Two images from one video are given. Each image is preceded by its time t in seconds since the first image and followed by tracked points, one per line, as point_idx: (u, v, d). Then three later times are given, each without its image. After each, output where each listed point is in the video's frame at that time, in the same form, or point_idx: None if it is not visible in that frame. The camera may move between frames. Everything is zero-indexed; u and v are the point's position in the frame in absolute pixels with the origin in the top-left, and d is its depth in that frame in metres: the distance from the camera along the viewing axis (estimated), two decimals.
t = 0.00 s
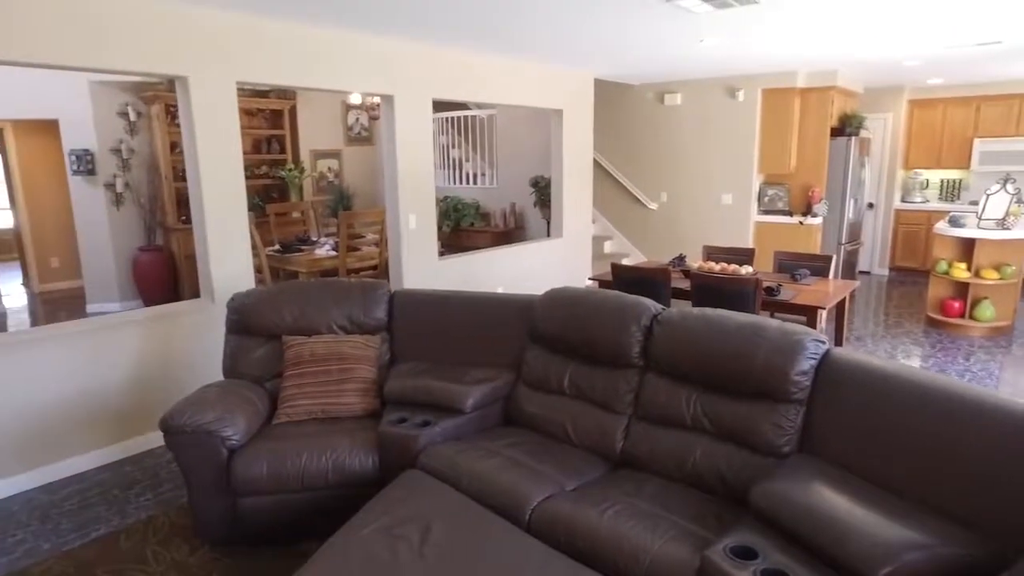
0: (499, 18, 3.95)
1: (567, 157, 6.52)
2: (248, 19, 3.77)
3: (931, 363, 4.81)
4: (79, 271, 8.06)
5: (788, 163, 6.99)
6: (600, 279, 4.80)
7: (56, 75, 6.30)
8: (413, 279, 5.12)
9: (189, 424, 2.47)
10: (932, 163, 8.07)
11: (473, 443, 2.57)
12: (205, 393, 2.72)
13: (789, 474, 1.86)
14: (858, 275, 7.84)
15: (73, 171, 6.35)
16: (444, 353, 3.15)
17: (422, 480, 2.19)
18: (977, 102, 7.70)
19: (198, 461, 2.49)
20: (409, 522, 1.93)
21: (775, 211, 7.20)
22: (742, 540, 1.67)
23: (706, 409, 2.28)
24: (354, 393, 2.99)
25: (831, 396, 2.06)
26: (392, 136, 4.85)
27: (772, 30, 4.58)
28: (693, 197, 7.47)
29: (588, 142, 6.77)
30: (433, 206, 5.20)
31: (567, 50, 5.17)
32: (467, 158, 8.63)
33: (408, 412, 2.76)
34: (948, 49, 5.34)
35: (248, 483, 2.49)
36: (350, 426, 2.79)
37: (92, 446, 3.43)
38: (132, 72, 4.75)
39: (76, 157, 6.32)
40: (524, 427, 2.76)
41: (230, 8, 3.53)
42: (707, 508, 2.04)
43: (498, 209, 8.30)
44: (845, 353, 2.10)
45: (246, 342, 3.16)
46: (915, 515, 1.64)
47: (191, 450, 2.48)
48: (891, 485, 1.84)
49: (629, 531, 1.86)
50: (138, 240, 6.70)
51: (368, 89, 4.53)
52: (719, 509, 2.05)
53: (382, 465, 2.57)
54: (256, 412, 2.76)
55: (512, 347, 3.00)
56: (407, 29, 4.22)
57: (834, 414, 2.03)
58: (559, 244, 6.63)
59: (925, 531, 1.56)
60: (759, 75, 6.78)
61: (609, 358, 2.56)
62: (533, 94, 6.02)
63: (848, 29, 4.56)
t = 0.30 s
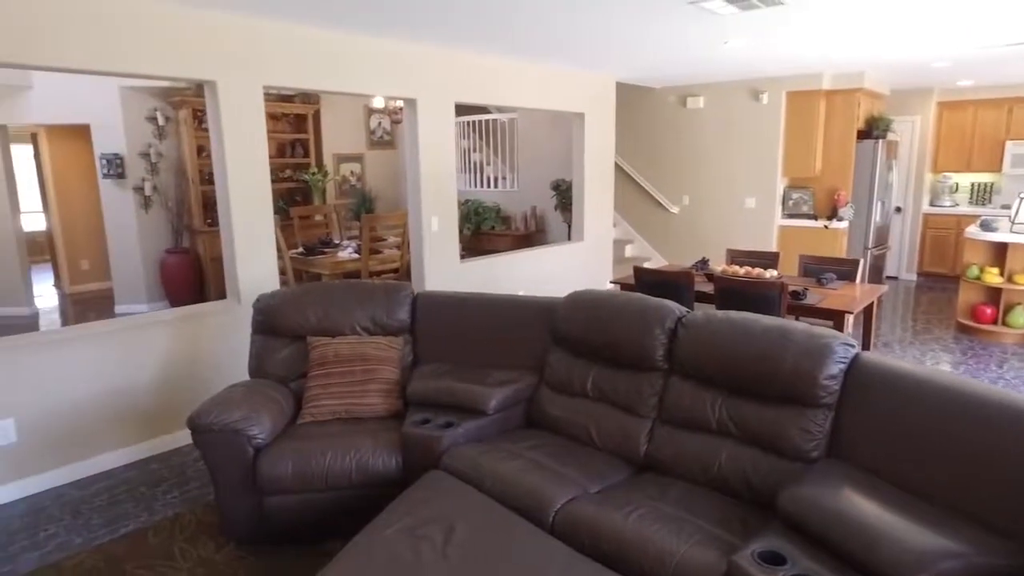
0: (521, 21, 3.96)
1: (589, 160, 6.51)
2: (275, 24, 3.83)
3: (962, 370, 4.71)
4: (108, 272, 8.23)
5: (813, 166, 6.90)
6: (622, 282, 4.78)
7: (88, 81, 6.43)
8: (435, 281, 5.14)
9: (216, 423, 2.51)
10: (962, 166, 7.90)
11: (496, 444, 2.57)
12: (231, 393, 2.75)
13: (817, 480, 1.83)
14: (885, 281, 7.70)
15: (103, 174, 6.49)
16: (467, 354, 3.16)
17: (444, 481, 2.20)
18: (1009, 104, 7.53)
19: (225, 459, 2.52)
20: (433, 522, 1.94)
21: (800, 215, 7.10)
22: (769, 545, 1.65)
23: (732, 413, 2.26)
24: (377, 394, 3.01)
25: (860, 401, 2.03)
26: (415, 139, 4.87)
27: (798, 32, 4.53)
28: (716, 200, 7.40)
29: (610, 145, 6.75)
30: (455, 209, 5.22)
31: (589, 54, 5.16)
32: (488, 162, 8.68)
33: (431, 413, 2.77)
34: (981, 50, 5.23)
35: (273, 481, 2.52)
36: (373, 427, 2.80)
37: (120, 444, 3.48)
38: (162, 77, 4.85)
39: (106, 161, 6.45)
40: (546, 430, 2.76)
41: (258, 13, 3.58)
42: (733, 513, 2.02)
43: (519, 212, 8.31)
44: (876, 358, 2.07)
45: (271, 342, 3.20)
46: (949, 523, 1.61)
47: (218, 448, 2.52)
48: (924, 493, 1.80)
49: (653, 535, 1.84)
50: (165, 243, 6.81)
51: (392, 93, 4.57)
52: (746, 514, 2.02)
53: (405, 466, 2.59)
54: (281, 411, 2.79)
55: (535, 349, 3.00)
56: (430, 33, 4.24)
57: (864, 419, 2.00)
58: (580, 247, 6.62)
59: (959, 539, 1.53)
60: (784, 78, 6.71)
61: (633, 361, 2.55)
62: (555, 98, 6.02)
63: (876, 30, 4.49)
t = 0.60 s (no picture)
0: (545, 25, 3.96)
1: (611, 163, 6.49)
2: (302, 29, 3.88)
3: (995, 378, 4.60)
4: (137, 274, 8.39)
5: (840, 170, 6.80)
6: (645, 286, 4.75)
7: (120, 86, 6.58)
8: (457, 284, 5.16)
9: (244, 421, 2.54)
10: (994, 170, 7.74)
11: (519, 446, 2.57)
12: (258, 392, 2.79)
13: (846, 485, 1.81)
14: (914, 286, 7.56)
15: (134, 178, 6.64)
16: (490, 356, 3.17)
17: (468, 482, 2.21)
18: None
19: (252, 457, 2.56)
20: (457, 522, 1.94)
21: (826, 219, 7.00)
22: (798, 550, 1.63)
23: (759, 417, 2.24)
24: (401, 394, 3.03)
25: (892, 407, 2.00)
26: (438, 142, 4.90)
27: (826, 33, 4.47)
28: (740, 204, 7.33)
29: (632, 148, 6.72)
30: (478, 212, 5.24)
31: (613, 57, 5.15)
32: (510, 166, 8.70)
33: (455, 414, 2.77)
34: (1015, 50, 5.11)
35: (299, 480, 2.54)
36: (396, 427, 2.82)
37: (150, 441, 3.55)
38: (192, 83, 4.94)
39: (137, 165, 6.60)
40: (569, 432, 2.75)
41: (286, 19, 3.64)
42: (761, 518, 2.00)
43: (541, 216, 8.31)
44: (907, 363, 2.04)
45: (297, 343, 3.24)
46: (984, 531, 1.58)
47: (246, 446, 2.55)
48: (957, 501, 1.77)
49: (679, 538, 1.83)
50: (192, 245, 6.92)
51: (416, 97, 4.60)
52: (773, 520, 2.00)
53: (429, 466, 2.60)
54: (307, 411, 2.81)
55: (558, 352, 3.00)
56: (454, 37, 4.26)
57: (895, 425, 1.97)
58: (602, 251, 6.59)
59: (996, 548, 1.50)
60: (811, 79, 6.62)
61: (658, 364, 2.54)
62: (577, 101, 6.01)
63: (905, 31, 4.42)
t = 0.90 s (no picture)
0: (570, 28, 3.96)
1: (636, 166, 6.45)
2: (330, 33, 3.92)
3: None
4: (166, 276, 8.55)
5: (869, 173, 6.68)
6: (670, 288, 4.71)
7: (153, 91, 6.73)
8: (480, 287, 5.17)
9: (272, 419, 2.58)
10: None
11: (543, 447, 2.56)
12: (286, 390, 2.82)
13: (880, 490, 1.77)
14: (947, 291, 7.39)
15: (165, 181, 6.78)
16: (514, 358, 3.17)
17: (493, 482, 2.20)
18: None
19: (279, 455, 2.59)
20: (483, 522, 1.94)
21: (855, 222, 6.88)
22: (830, 555, 1.60)
23: (789, 420, 2.20)
24: (425, 395, 3.04)
25: (926, 411, 1.95)
26: (463, 145, 4.92)
27: (856, 34, 4.40)
28: (766, 207, 7.24)
29: (656, 151, 6.68)
30: (502, 215, 5.24)
31: (638, 60, 5.12)
32: (533, 169, 8.70)
33: (479, 414, 2.77)
34: None
35: (325, 478, 2.56)
36: (421, 427, 2.83)
37: (179, 439, 3.61)
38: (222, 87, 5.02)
39: (168, 168, 6.74)
40: (593, 434, 2.73)
41: (314, 23, 3.68)
42: (791, 523, 1.96)
43: (564, 219, 8.29)
44: (943, 366, 2.00)
45: (323, 343, 3.27)
46: None
47: (273, 444, 2.58)
48: (996, 508, 1.72)
49: (707, 542, 1.81)
50: (220, 246, 7.03)
51: (441, 100, 4.62)
52: (803, 525, 1.97)
53: (453, 466, 2.60)
54: (333, 410, 2.84)
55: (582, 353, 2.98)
56: (479, 40, 4.27)
57: (930, 430, 1.93)
58: (626, 254, 6.55)
59: None
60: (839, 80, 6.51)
61: (685, 366, 2.51)
62: (601, 104, 5.98)
63: (939, 31, 4.33)
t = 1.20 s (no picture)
0: (593, 30, 3.95)
1: (660, 170, 6.41)
2: (357, 37, 3.96)
3: None
4: (195, 278, 8.70)
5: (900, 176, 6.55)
6: (695, 292, 4.67)
7: (184, 96, 6.84)
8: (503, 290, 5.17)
9: (299, 418, 2.61)
10: None
11: (568, 449, 2.55)
12: (313, 390, 2.85)
13: (915, 496, 1.74)
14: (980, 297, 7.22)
15: (194, 185, 6.91)
16: (539, 360, 3.16)
17: (518, 483, 2.20)
18: None
19: (307, 453, 2.62)
20: (509, 522, 1.94)
21: (884, 226, 6.76)
22: (863, 562, 1.57)
23: (819, 425, 2.17)
24: (450, 396, 3.04)
25: (962, 417, 1.91)
26: (487, 148, 4.93)
27: (887, 34, 4.33)
28: (793, 210, 7.15)
29: (680, 154, 6.63)
30: (525, 218, 5.24)
31: (662, 62, 5.09)
32: (556, 173, 8.69)
33: (504, 415, 2.78)
34: None
35: (351, 477, 2.58)
36: (446, 428, 2.84)
37: (208, 437, 3.66)
38: (250, 92, 5.10)
39: (197, 172, 6.87)
40: (618, 437, 2.72)
41: (342, 28, 3.73)
42: (822, 529, 1.93)
43: (587, 223, 8.27)
44: (980, 370, 1.95)
45: (349, 343, 3.30)
46: None
47: (300, 443, 2.61)
48: None
49: (736, 546, 1.79)
50: (247, 249, 7.13)
51: (466, 104, 4.64)
52: (835, 531, 1.93)
53: (478, 467, 2.60)
54: (359, 409, 2.86)
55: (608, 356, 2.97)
56: (504, 44, 4.28)
57: (966, 435, 1.89)
58: (650, 257, 6.51)
59: None
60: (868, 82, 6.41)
61: (712, 368, 2.49)
62: (625, 108, 5.96)
63: (972, 30, 4.24)
